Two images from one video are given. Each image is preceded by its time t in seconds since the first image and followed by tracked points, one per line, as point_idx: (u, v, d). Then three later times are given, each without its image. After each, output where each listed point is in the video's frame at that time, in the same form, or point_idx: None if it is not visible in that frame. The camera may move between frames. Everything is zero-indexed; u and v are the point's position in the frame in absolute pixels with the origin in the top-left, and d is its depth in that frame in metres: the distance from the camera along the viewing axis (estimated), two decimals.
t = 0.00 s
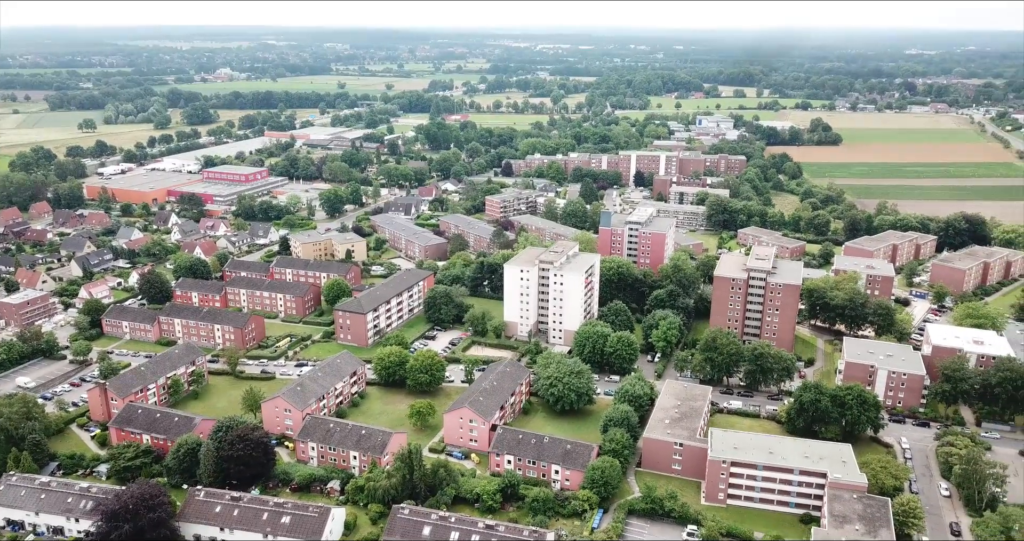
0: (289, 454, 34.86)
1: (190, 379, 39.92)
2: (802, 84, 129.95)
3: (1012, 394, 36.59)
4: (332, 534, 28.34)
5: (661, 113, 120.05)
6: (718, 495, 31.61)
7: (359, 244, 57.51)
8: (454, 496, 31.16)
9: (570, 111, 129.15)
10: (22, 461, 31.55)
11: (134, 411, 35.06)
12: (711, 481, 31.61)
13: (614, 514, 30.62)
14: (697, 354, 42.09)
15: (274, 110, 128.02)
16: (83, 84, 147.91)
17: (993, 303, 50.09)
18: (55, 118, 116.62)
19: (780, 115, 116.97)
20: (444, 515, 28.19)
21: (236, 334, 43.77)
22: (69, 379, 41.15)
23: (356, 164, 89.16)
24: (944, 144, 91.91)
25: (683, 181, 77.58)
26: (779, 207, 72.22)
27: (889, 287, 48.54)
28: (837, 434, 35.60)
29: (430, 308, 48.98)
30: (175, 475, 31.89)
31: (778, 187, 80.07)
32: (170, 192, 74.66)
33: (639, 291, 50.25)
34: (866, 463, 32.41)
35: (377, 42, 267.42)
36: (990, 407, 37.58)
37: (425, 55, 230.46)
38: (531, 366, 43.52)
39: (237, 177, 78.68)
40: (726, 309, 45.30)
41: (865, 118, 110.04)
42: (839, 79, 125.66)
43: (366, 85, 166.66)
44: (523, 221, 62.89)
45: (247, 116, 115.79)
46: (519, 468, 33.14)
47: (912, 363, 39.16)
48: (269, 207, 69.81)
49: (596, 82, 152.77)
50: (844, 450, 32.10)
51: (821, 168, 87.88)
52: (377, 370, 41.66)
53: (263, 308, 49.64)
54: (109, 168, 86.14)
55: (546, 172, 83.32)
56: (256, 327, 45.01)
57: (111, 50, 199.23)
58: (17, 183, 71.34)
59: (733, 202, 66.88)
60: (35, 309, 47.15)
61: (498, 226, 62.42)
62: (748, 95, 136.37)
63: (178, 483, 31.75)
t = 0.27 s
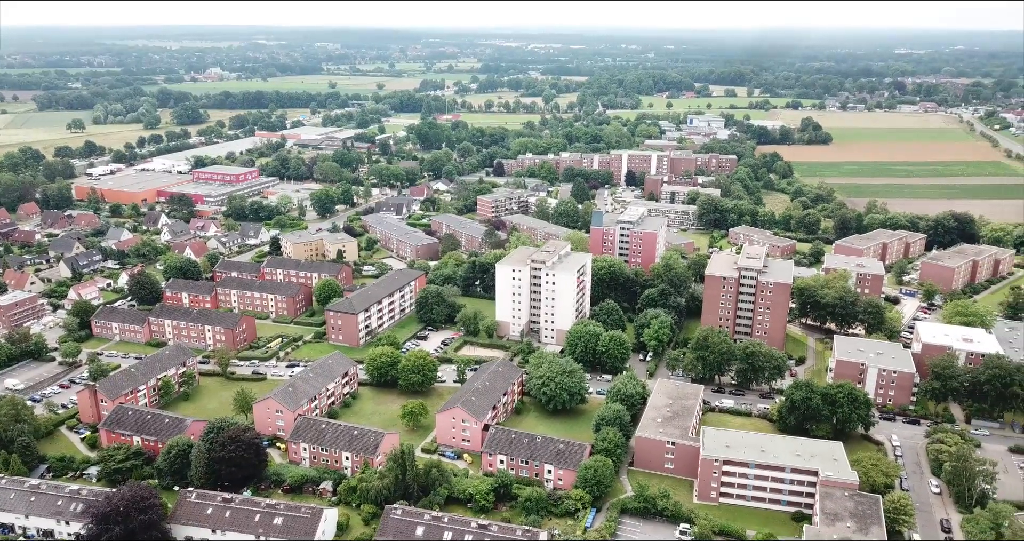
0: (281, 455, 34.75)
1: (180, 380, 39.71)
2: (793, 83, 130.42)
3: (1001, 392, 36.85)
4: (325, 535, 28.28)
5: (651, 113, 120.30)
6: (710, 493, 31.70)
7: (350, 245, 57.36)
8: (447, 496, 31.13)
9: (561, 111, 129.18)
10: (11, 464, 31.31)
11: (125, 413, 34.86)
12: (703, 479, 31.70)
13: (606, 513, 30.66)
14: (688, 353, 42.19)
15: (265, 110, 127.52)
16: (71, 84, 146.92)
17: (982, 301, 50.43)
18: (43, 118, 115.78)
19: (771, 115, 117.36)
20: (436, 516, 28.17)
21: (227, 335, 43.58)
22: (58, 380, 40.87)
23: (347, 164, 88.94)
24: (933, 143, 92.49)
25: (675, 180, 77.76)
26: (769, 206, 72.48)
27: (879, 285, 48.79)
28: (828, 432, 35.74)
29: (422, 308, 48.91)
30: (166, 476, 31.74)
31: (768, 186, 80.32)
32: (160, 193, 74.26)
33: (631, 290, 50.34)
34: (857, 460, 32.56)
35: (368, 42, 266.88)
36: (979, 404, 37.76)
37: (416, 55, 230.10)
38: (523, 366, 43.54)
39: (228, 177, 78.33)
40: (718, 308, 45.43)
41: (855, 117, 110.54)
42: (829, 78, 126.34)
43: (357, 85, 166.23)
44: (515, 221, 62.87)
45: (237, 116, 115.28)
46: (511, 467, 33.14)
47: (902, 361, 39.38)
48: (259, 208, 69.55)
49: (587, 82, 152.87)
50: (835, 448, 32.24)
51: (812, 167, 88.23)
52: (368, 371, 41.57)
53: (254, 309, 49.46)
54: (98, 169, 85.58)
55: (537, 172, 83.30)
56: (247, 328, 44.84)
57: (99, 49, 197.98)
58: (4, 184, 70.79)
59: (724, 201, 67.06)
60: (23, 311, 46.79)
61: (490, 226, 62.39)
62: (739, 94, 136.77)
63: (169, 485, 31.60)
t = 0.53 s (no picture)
0: (271, 457, 34.62)
1: (170, 381, 39.49)
2: (782, 82, 130.99)
3: (989, 389, 37.09)
4: (316, 536, 28.17)
5: (642, 112, 120.59)
6: (702, 491, 31.78)
7: (341, 245, 57.22)
8: (439, 496, 31.10)
9: (552, 110, 129.20)
10: None
11: (114, 415, 34.64)
12: (694, 477, 31.78)
13: (598, 512, 30.70)
14: (679, 352, 42.30)
15: (254, 110, 126.95)
16: (58, 84, 145.82)
17: (970, 298, 50.79)
18: (29, 118, 114.86)
19: (761, 114, 117.79)
20: (428, 516, 28.12)
21: (216, 336, 43.39)
22: (46, 382, 40.57)
23: (337, 164, 88.71)
24: (921, 142, 93.11)
25: (665, 179, 77.97)
26: (759, 205, 72.78)
27: (868, 284, 49.08)
28: (818, 429, 35.90)
29: (413, 308, 48.81)
30: (155, 479, 31.58)
31: (758, 185, 80.62)
32: (149, 193, 73.83)
33: (622, 289, 50.41)
34: (847, 457, 32.72)
35: (358, 42, 266.31)
36: (967, 402, 38.02)
37: (406, 55, 229.70)
38: (515, 365, 43.55)
39: (217, 177, 77.95)
40: (708, 307, 45.57)
41: (844, 116, 111.12)
42: (818, 77, 126.99)
43: (346, 85, 165.81)
44: (506, 220, 62.86)
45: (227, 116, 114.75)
46: (503, 467, 33.13)
47: (891, 358, 39.63)
48: (249, 208, 69.26)
49: (577, 81, 153.01)
50: (825, 445, 32.40)
51: (801, 166, 88.61)
52: (359, 371, 41.47)
53: (244, 310, 49.27)
54: (86, 169, 84.96)
55: (528, 172, 83.29)
56: (237, 329, 44.64)
57: (86, 49, 196.65)
58: None
59: (715, 200, 67.25)
60: (11, 313, 46.42)
61: (481, 226, 62.36)
62: (729, 93, 137.26)
63: (159, 487, 31.43)
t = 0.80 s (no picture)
0: (259, 458, 34.43)
1: (155, 384, 39.18)
2: (768, 82, 131.67)
3: (973, 384, 37.46)
4: (304, 537, 28.03)
5: (629, 112, 120.88)
6: (690, 489, 31.90)
7: (328, 245, 57.01)
8: (427, 496, 31.05)
9: (539, 110, 129.23)
10: None
11: (98, 418, 34.34)
12: (682, 476, 31.90)
13: (587, 511, 30.74)
14: (667, 350, 42.45)
15: (240, 110, 126.19)
16: (40, 84, 144.25)
17: (954, 296, 51.28)
18: (11, 119, 113.57)
19: (747, 113, 118.33)
20: (416, 517, 28.06)
21: (202, 338, 43.11)
22: (29, 386, 40.16)
23: (324, 164, 88.35)
24: (905, 141, 93.98)
25: (652, 178, 78.17)
26: (746, 204, 73.14)
27: (854, 281, 49.45)
28: (804, 427, 36.11)
29: (400, 308, 48.71)
30: (141, 482, 31.33)
31: (745, 184, 81.00)
32: (133, 194, 73.23)
33: (610, 288, 50.51)
34: (834, 454, 32.94)
35: (344, 41, 265.28)
36: (951, 398, 38.38)
37: (393, 55, 229.06)
38: (503, 365, 43.54)
39: (203, 178, 77.43)
40: (695, 305, 45.74)
41: (829, 115, 111.90)
42: (804, 77, 127.82)
43: (333, 85, 165.14)
44: (494, 220, 62.83)
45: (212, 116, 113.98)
46: (492, 467, 33.11)
47: (877, 355, 39.94)
48: (235, 209, 68.85)
49: (564, 81, 153.10)
50: (811, 442, 32.61)
51: (787, 165, 89.12)
52: (347, 372, 41.32)
53: (230, 311, 48.98)
54: (69, 170, 84.11)
55: (516, 171, 83.25)
56: (223, 330, 44.36)
57: (69, 49, 194.67)
58: None
59: (701, 199, 67.49)
60: None
61: (468, 225, 62.31)
62: (715, 93, 137.83)
63: (145, 490, 31.20)
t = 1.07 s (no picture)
0: (245, 461, 34.21)
1: (140, 386, 38.85)
2: (752, 81, 132.38)
3: (956, 380, 37.85)
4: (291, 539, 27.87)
5: (615, 111, 121.16)
6: (677, 487, 32.02)
7: (314, 246, 56.76)
8: (415, 497, 30.97)
9: (525, 109, 129.27)
10: None
11: (82, 421, 33.99)
12: (670, 473, 32.02)
13: (575, 509, 30.79)
14: (654, 349, 42.58)
15: (223, 110, 125.37)
16: (20, 84, 142.60)
17: (937, 292, 51.78)
18: None
19: (732, 112, 118.94)
20: (405, 517, 27.97)
21: (187, 340, 42.78)
22: (11, 389, 39.71)
23: (309, 164, 87.96)
24: (888, 139, 94.85)
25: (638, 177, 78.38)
26: (731, 203, 73.51)
27: (838, 279, 49.83)
28: (791, 423, 36.33)
29: (387, 308, 48.55)
30: (126, 485, 31.06)
31: (730, 182, 81.41)
32: (116, 195, 72.58)
33: (597, 287, 50.61)
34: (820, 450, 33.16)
35: (329, 41, 264.18)
36: (935, 394, 38.73)
37: (378, 54, 228.37)
38: (491, 365, 43.53)
39: (187, 179, 76.85)
40: (682, 303, 45.92)
41: (813, 114, 112.66)
42: (788, 76, 128.66)
43: (318, 84, 164.41)
44: (481, 220, 62.79)
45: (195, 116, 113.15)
46: (480, 466, 33.07)
47: (861, 352, 40.25)
48: (219, 209, 68.40)
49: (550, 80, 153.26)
50: (798, 439, 32.80)
51: (772, 163, 89.67)
52: (334, 373, 41.15)
53: (215, 312, 48.65)
54: (50, 171, 83.21)
55: (502, 171, 83.23)
56: (209, 332, 44.04)
57: (49, 48, 192.60)
58: None
59: (687, 198, 67.74)
60: None
61: (455, 225, 62.22)
62: (700, 92, 138.44)
63: (130, 493, 30.92)
